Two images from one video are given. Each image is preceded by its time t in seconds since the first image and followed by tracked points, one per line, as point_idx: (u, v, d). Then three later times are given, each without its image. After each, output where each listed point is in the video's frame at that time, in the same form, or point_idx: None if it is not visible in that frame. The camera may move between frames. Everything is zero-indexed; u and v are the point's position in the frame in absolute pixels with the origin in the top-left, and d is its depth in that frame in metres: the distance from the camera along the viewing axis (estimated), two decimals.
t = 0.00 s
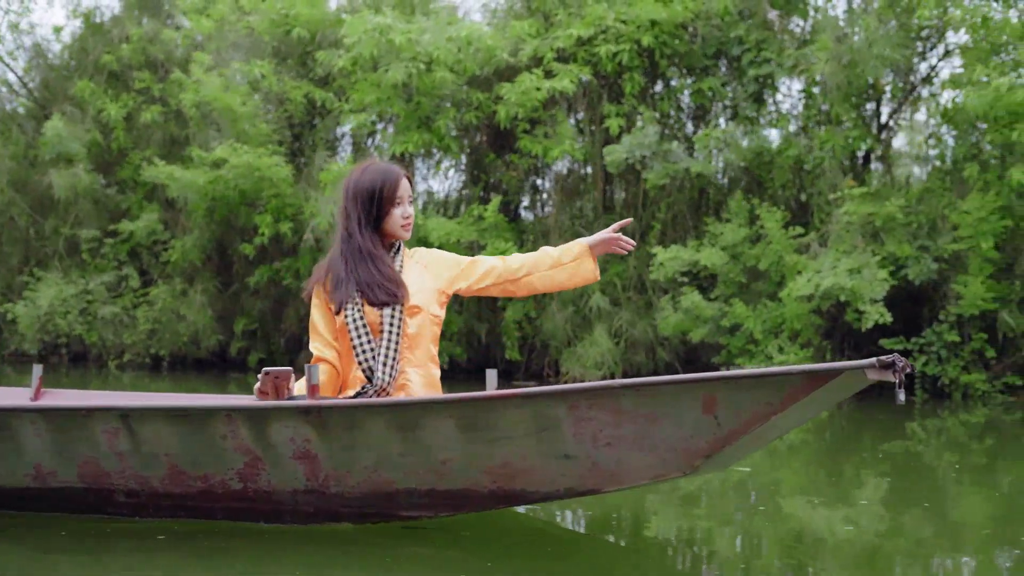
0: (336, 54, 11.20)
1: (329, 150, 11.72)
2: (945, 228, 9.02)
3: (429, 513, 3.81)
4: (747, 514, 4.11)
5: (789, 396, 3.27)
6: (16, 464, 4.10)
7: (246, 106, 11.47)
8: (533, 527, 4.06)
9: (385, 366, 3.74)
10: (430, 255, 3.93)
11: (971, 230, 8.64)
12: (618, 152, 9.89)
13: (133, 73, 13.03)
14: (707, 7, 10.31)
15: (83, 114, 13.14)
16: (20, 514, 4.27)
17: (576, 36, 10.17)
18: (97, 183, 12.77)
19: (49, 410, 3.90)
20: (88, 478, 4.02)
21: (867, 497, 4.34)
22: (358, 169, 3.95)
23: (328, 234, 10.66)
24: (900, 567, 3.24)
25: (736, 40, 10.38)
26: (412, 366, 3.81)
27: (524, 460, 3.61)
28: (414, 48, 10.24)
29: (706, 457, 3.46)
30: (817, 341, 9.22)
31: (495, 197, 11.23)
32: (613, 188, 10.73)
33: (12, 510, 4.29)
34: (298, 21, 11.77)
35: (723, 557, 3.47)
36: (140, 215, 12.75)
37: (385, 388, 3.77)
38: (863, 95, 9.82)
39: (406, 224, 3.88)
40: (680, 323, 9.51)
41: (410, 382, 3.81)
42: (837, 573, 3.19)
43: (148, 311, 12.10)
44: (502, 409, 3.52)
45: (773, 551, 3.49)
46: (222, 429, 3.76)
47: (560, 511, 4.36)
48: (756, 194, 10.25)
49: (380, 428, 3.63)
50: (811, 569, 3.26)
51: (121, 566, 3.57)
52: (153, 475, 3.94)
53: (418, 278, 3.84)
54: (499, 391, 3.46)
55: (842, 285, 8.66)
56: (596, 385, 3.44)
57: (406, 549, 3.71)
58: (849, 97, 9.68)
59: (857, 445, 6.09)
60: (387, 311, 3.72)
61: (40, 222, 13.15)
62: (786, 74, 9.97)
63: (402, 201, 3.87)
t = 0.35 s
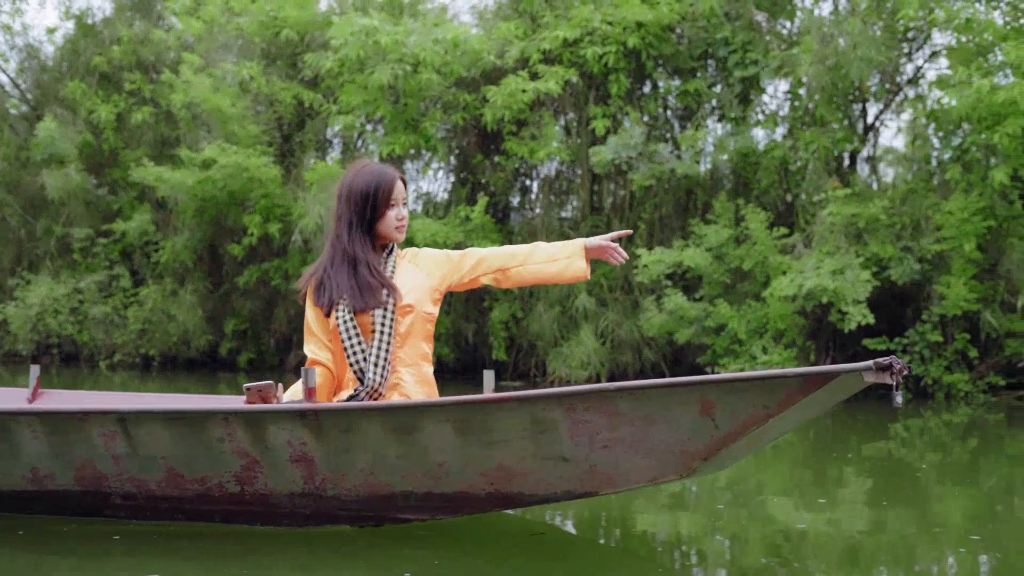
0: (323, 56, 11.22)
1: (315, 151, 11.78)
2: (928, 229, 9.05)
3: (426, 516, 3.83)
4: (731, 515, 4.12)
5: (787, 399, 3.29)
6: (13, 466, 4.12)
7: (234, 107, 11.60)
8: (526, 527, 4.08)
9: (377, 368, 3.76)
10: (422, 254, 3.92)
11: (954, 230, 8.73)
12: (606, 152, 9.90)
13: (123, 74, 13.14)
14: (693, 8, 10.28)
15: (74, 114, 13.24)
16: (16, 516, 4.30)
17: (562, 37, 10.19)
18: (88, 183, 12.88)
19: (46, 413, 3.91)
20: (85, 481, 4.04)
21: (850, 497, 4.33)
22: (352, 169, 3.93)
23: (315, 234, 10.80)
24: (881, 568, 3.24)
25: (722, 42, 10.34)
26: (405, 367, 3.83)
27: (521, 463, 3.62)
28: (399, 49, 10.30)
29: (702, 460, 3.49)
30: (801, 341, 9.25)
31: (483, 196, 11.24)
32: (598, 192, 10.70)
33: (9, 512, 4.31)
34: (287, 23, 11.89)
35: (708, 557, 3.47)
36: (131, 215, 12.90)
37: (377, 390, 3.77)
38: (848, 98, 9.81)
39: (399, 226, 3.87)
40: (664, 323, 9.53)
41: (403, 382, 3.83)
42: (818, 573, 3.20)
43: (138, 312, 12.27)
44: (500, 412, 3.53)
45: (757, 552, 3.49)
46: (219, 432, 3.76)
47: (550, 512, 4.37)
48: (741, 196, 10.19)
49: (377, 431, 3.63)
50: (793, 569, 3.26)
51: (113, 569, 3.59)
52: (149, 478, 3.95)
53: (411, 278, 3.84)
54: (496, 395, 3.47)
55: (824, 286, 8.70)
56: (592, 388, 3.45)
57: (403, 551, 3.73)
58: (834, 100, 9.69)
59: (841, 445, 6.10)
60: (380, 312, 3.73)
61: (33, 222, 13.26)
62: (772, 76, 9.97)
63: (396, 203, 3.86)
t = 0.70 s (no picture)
0: (310, 57, 11.28)
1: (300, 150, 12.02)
2: (910, 229, 9.07)
3: (424, 518, 3.83)
4: (714, 515, 4.12)
5: (785, 402, 3.30)
6: (10, 470, 4.14)
7: (221, 108, 11.63)
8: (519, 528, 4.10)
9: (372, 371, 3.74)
10: (417, 257, 3.93)
11: (935, 230, 8.75)
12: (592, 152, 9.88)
13: (113, 75, 13.21)
14: (679, 9, 10.27)
15: (63, 115, 13.30)
16: (13, 518, 4.31)
17: (548, 39, 10.18)
18: (79, 184, 12.95)
19: (42, 417, 3.91)
20: (83, 483, 4.05)
21: (831, 497, 4.34)
22: (347, 170, 3.91)
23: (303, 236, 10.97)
24: (866, 568, 3.24)
25: (707, 43, 10.40)
26: (401, 369, 3.83)
27: (519, 466, 3.62)
28: (384, 51, 10.36)
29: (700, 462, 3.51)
30: (783, 341, 9.23)
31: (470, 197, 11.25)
32: (584, 193, 10.74)
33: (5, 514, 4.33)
34: (274, 25, 12.03)
35: (696, 557, 3.47)
36: (122, 216, 12.98)
37: (371, 392, 3.75)
38: (833, 100, 9.80)
39: (394, 226, 3.85)
40: (648, 324, 9.52)
41: (398, 384, 3.83)
42: (805, 575, 3.19)
43: (127, 312, 12.36)
44: (498, 416, 3.53)
45: (745, 551, 3.49)
46: (216, 436, 3.75)
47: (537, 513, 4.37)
48: (725, 196, 10.21)
49: (374, 435, 3.63)
50: (779, 569, 3.27)
51: (103, 569, 3.61)
52: (146, 481, 3.95)
53: (406, 280, 3.84)
54: (495, 399, 3.46)
55: (806, 286, 8.72)
56: (591, 392, 3.46)
57: (400, 554, 3.74)
58: (817, 102, 9.73)
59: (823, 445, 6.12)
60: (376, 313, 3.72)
61: (22, 223, 13.29)
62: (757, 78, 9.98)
63: (391, 203, 3.84)
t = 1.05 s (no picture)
0: (299, 59, 11.33)
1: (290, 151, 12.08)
2: (894, 229, 9.13)
3: (424, 520, 3.82)
4: (702, 515, 4.12)
5: (786, 402, 3.30)
6: (9, 472, 4.15)
7: (211, 109, 11.68)
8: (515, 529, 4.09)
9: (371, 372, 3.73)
10: (413, 257, 3.93)
11: (919, 230, 8.78)
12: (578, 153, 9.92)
13: (104, 76, 13.27)
14: (666, 10, 10.33)
15: (55, 116, 13.35)
16: (13, 520, 4.33)
17: (535, 40, 10.24)
18: (70, 185, 13.00)
19: (42, 419, 3.92)
20: (82, 485, 4.06)
21: (817, 497, 4.34)
22: (344, 171, 3.89)
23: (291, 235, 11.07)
24: (854, 569, 3.24)
25: (694, 44, 10.38)
26: (399, 370, 3.82)
27: (519, 467, 3.62)
28: (372, 53, 10.42)
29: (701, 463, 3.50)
30: (768, 341, 9.25)
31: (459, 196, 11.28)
32: (571, 193, 10.77)
33: (5, 517, 4.34)
34: (265, 26, 12.12)
35: (691, 558, 3.46)
36: (113, 217, 13.03)
37: (370, 392, 3.74)
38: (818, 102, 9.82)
39: (392, 228, 3.84)
40: (634, 324, 9.52)
41: (396, 386, 3.82)
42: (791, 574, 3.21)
43: (118, 312, 12.40)
44: (498, 417, 3.53)
45: (739, 552, 3.48)
46: (215, 437, 3.76)
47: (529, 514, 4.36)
48: (710, 196, 10.22)
49: (374, 436, 3.62)
50: (767, 570, 3.28)
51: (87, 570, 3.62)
52: (146, 482, 3.96)
53: (403, 281, 3.84)
54: (496, 399, 3.46)
55: (790, 286, 8.74)
56: (591, 392, 3.46)
57: (399, 556, 3.73)
58: (803, 103, 9.74)
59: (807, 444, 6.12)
60: (374, 314, 3.71)
61: (14, 224, 13.33)
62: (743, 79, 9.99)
63: (388, 204, 3.83)
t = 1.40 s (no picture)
0: (287, 60, 11.38)
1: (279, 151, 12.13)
2: (878, 229, 9.18)
3: (424, 520, 3.83)
4: (691, 516, 4.11)
5: (787, 403, 3.28)
6: (8, 472, 4.17)
7: (199, 109, 11.73)
8: (512, 530, 4.09)
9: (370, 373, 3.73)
10: (410, 258, 3.93)
11: (902, 230, 8.83)
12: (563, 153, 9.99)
13: (93, 76, 13.33)
14: (652, 11, 10.37)
15: (45, 115, 13.42)
16: (12, 520, 4.34)
17: (520, 41, 10.27)
18: (61, 185, 13.06)
19: (42, 419, 3.94)
20: (81, 485, 4.08)
21: (801, 496, 4.34)
22: (340, 170, 3.88)
23: (278, 235, 11.23)
24: (837, 568, 3.24)
25: (679, 45, 10.44)
26: (398, 370, 3.81)
27: (519, 467, 3.62)
28: (359, 55, 10.45)
29: (701, 464, 3.48)
30: (751, 340, 9.27)
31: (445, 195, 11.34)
32: (557, 196, 10.83)
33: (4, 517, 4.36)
34: (253, 27, 12.16)
35: (688, 558, 3.45)
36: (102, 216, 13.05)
37: (370, 392, 3.74)
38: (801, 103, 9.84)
39: (390, 227, 3.86)
40: (618, 324, 9.53)
41: (395, 385, 3.81)
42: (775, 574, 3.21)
43: (108, 312, 12.43)
44: (498, 416, 3.53)
45: (726, 552, 3.49)
46: (215, 437, 3.77)
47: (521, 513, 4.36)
48: (697, 198, 10.32)
49: (374, 435, 3.63)
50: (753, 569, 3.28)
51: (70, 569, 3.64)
52: (145, 482, 3.97)
53: (401, 281, 3.84)
54: (496, 399, 3.46)
55: (771, 285, 8.78)
56: (590, 392, 3.45)
57: (398, 556, 3.74)
58: (788, 105, 9.76)
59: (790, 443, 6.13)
60: (372, 314, 3.70)
61: (4, 223, 13.38)
62: (728, 79, 10.01)
63: (387, 204, 3.84)
